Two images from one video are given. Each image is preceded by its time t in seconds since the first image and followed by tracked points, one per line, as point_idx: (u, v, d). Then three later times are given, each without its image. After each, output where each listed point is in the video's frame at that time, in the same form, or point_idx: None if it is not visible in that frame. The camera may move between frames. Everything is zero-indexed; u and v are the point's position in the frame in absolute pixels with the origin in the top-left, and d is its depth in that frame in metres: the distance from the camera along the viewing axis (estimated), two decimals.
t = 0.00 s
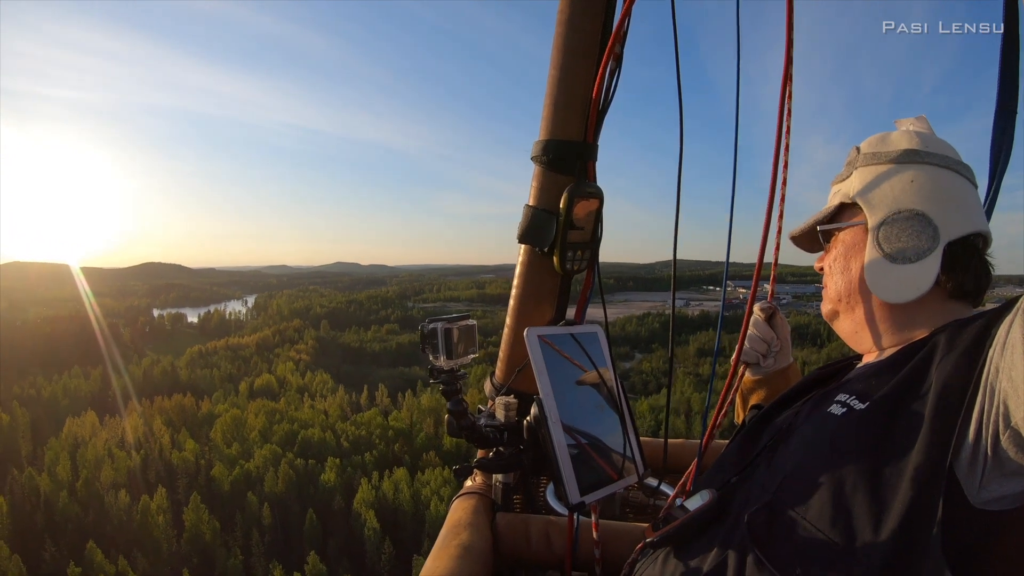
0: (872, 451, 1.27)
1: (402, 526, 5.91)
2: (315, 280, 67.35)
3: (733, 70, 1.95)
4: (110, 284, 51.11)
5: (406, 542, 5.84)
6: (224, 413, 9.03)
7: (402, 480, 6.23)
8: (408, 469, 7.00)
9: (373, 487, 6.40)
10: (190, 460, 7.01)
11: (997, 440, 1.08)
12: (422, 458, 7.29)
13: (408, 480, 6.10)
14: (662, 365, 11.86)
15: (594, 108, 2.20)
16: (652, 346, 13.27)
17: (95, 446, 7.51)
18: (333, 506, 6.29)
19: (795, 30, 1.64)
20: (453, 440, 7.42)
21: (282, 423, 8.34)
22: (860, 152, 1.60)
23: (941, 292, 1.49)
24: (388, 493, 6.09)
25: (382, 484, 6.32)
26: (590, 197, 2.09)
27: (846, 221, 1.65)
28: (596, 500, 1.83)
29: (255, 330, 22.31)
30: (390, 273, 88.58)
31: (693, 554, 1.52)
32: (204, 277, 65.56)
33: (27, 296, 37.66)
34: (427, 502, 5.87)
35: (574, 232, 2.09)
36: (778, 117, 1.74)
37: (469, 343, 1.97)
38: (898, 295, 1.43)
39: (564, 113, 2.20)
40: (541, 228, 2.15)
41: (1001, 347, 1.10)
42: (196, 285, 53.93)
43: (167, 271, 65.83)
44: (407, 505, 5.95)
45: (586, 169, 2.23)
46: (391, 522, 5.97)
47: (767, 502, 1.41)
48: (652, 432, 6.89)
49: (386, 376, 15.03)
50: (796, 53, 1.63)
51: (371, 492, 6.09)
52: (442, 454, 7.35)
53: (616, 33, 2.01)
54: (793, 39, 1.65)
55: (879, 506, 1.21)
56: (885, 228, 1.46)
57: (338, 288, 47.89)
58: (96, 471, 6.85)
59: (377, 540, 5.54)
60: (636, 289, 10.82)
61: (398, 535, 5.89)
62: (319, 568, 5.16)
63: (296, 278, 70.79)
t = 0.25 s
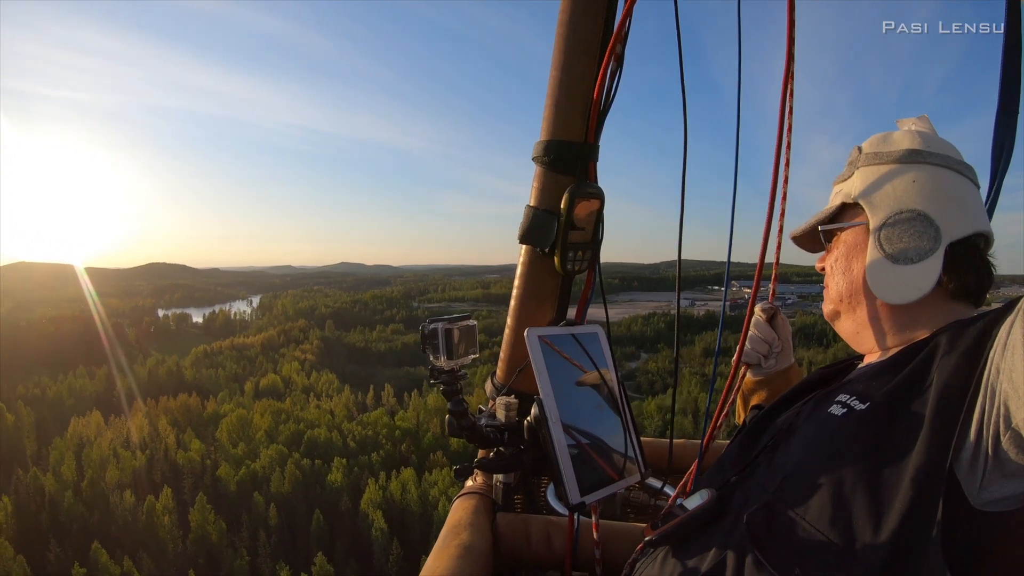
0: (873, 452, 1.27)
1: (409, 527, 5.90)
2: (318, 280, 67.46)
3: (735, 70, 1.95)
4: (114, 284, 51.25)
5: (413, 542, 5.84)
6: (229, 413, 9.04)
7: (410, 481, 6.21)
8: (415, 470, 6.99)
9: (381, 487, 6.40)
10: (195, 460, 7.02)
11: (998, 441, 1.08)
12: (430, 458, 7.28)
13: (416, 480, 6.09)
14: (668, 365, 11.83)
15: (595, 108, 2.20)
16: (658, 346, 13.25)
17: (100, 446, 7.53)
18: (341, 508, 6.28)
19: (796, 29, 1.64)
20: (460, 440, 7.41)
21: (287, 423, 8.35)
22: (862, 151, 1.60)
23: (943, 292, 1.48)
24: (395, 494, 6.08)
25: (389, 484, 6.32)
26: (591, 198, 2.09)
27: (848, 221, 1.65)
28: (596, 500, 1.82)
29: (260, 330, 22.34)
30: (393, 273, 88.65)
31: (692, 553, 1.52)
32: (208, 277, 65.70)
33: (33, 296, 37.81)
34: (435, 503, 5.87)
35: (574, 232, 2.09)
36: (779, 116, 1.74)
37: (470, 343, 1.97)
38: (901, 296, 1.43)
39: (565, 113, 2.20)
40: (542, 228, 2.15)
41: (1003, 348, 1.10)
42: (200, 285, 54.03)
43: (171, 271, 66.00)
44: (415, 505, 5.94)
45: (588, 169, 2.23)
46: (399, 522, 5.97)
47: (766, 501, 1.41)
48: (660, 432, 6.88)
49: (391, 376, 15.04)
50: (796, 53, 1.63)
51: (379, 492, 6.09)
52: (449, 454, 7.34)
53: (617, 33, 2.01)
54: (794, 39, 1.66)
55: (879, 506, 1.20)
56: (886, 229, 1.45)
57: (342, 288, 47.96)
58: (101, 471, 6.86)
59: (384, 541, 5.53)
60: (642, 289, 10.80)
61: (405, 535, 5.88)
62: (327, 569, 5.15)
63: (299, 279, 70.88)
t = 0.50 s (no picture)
0: (869, 451, 1.27)
1: (416, 527, 5.90)
2: (322, 280, 67.57)
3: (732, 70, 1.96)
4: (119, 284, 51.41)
5: (420, 543, 5.83)
6: (234, 413, 9.06)
7: (418, 481, 6.21)
8: (422, 470, 6.99)
9: (387, 487, 6.40)
10: (200, 460, 7.03)
11: (992, 440, 1.07)
12: (436, 459, 7.27)
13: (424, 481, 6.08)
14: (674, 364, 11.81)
15: (593, 108, 2.20)
16: (663, 345, 13.22)
17: (105, 446, 7.55)
18: (348, 509, 6.28)
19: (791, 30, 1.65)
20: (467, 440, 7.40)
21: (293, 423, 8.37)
22: (860, 150, 1.60)
23: (941, 291, 1.48)
24: (402, 495, 6.07)
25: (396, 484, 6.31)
26: (589, 198, 2.10)
27: (846, 221, 1.64)
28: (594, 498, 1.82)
29: (264, 330, 22.38)
30: (397, 273, 88.72)
31: (687, 552, 1.53)
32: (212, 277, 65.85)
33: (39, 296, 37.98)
34: (441, 502, 5.86)
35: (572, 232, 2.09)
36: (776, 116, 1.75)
37: (468, 343, 1.97)
38: (901, 296, 1.43)
39: (564, 113, 2.20)
40: (541, 228, 2.15)
41: (996, 348, 1.10)
42: (205, 285, 54.15)
43: (176, 271, 66.17)
44: (422, 505, 5.93)
45: (586, 169, 2.24)
46: (406, 523, 5.96)
47: (763, 501, 1.41)
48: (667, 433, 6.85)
49: (395, 376, 15.05)
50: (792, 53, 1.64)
51: (385, 493, 6.08)
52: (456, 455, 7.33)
53: (616, 33, 2.01)
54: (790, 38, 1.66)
55: (874, 506, 1.20)
56: (885, 229, 1.45)
57: (346, 287, 48.05)
58: (106, 471, 6.88)
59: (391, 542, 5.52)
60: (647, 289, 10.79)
61: (412, 536, 5.88)
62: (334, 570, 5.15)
63: (303, 279, 71.01)
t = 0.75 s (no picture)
0: (864, 451, 1.28)
1: (423, 528, 5.90)
2: (326, 280, 67.69)
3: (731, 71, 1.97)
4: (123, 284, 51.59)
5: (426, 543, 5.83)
6: (239, 413, 9.09)
7: (424, 481, 6.22)
8: (429, 471, 7.00)
9: (394, 487, 6.40)
10: (205, 460, 7.06)
11: (986, 442, 1.07)
12: (443, 459, 7.27)
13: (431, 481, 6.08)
14: (679, 365, 11.80)
15: (593, 110, 2.21)
16: (669, 346, 13.21)
17: (109, 446, 7.57)
18: (354, 509, 6.29)
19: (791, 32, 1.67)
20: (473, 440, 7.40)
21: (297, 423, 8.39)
22: (873, 145, 1.59)
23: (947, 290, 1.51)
24: (409, 495, 6.08)
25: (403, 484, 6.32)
26: (588, 199, 2.11)
27: (857, 213, 1.61)
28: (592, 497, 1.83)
29: (268, 330, 22.43)
30: (400, 274, 88.81)
31: (686, 552, 1.54)
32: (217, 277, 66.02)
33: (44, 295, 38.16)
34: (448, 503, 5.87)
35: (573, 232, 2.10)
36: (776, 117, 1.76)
37: (468, 342, 1.99)
38: (924, 293, 1.42)
39: (564, 114, 2.22)
40: (541, 229, 2.16)
41: (991, 349, 1.10)
42: (208, 284, 54.32)
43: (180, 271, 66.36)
44: (428, 505, 5.94)
45: (586, 171, 2.25)
46: (412, 523, 5.96)
47: (759, 500, 1.42)
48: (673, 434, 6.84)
49: (400, 376, 15.07)
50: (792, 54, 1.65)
51: (392, 493, 6.09)
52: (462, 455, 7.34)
53: (615, 35, 2.02)
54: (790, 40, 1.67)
55: (869, 506, 1.21)
56: (906, 225, 1.44)
57: (350, 287, 48.15)
58: (110, 471, 6.91)
59: (398, 542, 5.52)
60: (651, 289, 10.79)
61: (419, 536, 5.88)
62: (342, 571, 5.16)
63: (307, 279, 71.18)
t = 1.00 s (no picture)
0: (863, 450, 1.29)
1: (430, 528, 5.91)
2: (330, 281, 67.80)
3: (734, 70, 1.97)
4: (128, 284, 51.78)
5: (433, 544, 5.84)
6: (244, 413, 9.12)
7: (431, 482, 6.23)
8: (436, 471, 7.00)
9: (401, 487, 6.42)
10: (211, 460, 7.08)
11: (985, 441, 1.08)
12: (449, 459, 7.28)
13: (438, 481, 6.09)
14: (685, 365, 11.78)
15: (597, 111, 2.22)
16: (674, 346, 13.19)
17: (115, 445, 7.60)
18: (361, 510, 6.30)
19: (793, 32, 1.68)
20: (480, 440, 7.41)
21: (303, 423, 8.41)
22: (887, 143, 1.59)
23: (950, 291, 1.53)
24: (416, 495, 6.08)
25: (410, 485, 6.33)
26: (591, 199, 2.12)
27: (867, 210, 1.61)
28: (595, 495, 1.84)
29: (273, 330, 22.48)
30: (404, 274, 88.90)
31: (689, 550, 1.55)
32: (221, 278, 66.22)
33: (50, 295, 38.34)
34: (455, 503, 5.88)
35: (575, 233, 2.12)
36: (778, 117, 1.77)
37: (473, 341, 2.00)
38: (935, 294, 1.42)
39: (567, 116, 2.23)
40: (545, 229, 2.17)
41: (990, 349, 1.11)
42: (213, 284, 54.47)
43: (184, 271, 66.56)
44: (435, 505, 5.94)
45: (589, 171, 2.26)
46: (419, 523, 5.97)
47: (760, 499, 1.43)
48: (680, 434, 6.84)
49: (404, 376, 15.09)
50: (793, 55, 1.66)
51: (399, 493, 6.10)
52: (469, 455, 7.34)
53: (619, 36, 2.03)
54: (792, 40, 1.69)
55: (869, 505, 1.22)
56: (919, 225, 1.45)
57: (355, 288, 48.22)
58: (116, 471, 6.94)
59: (405, 543, 5.53)
60: (656, 289, 10.78)
61: (426, 537, 5.88)
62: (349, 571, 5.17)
63: (311, 279, 71.32)
